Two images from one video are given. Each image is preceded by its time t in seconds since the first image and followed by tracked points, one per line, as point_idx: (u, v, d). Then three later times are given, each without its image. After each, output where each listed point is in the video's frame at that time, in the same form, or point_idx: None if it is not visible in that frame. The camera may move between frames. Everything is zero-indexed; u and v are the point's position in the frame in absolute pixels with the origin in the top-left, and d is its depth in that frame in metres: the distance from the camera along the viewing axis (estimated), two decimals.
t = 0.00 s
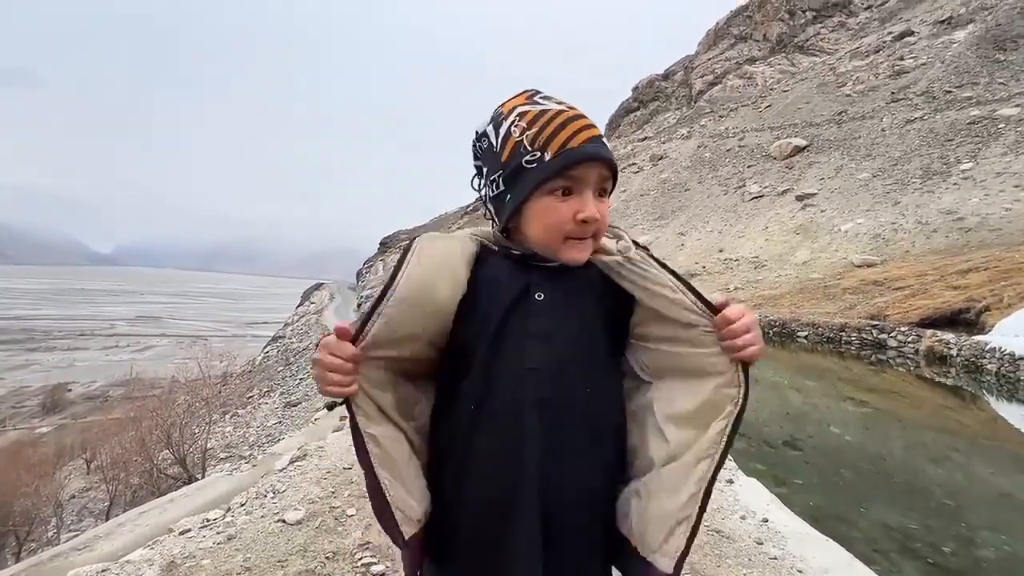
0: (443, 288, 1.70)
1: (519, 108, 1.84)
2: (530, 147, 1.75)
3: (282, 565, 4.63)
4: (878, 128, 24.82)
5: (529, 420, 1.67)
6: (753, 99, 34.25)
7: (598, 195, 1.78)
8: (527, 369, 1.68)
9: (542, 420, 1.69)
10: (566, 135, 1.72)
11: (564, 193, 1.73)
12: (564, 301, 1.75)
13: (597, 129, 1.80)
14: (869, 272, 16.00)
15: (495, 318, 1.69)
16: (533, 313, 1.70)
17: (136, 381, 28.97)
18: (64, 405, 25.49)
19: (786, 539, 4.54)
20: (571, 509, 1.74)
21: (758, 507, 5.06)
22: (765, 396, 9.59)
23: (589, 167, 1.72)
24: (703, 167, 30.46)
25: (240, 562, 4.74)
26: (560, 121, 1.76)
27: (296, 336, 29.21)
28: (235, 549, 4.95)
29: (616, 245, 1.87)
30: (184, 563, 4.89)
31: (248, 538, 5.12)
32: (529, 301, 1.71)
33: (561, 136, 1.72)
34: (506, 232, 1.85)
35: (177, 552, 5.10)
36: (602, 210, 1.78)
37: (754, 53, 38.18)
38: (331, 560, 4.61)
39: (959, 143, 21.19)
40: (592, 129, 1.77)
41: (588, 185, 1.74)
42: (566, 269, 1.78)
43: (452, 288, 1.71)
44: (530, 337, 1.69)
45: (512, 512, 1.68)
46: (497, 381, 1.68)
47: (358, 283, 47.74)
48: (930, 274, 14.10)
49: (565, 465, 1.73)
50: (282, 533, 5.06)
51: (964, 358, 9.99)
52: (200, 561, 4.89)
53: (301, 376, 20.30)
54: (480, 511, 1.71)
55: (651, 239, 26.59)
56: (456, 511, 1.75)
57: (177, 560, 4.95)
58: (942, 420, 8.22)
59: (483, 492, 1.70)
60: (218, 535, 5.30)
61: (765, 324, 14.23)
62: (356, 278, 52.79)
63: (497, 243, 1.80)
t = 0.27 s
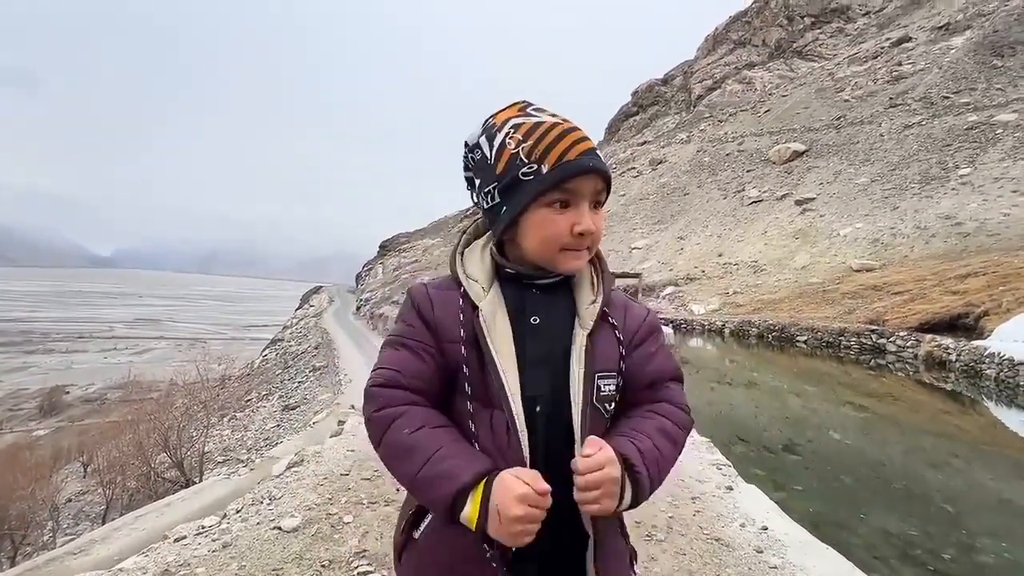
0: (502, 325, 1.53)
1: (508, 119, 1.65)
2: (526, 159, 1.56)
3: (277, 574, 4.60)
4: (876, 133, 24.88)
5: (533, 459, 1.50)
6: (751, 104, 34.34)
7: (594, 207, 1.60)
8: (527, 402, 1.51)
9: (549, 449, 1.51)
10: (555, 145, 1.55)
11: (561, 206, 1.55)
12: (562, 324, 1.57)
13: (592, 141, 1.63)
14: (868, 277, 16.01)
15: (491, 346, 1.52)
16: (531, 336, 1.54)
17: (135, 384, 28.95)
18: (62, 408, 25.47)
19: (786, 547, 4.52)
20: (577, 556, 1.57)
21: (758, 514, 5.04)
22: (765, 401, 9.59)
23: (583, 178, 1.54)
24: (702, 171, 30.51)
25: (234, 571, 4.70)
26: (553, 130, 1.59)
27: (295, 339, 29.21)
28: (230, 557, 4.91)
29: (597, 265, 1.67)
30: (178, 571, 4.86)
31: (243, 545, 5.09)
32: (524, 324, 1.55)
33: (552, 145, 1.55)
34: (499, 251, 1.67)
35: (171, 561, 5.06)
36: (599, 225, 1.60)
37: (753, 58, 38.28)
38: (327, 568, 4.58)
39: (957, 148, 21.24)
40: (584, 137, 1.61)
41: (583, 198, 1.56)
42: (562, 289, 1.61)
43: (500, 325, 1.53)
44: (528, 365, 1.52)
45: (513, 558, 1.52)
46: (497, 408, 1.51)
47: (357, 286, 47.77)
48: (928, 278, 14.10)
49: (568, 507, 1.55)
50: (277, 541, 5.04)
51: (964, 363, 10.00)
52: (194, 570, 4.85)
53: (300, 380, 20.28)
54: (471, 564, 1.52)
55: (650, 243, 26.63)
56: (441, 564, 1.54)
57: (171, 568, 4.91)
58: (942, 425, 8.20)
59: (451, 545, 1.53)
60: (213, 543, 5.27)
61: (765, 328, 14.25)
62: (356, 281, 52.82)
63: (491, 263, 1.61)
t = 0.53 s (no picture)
0: (485, 319, 1.52)
1: (496, 123, 1.69)
2: (507, 161, 1.59)
3: None
4: (874, 138, 24.94)
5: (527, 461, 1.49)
6: (750, 108, 34.42)
7: (573, 209, 1.61)
8: (520, 406, 1.49)
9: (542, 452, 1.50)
10: (541, 149, 1.58)
11: (538, 207, 1.57)
12: (550, 327, 1.56)
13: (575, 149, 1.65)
14: (866, 281, 16.04)
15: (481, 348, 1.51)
16: (521, 339, 1.53)
17: (132, 386, 28.92)
18: (59, 410, 25.42)
19: (783, 553, 4.51)
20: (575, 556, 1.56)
21: (755, 520, 5.04)
22: (763, 405, 9.60)
23: (562, 180, 1.56)
24: (701, 175, 30.56)
25: None
26: (536, 135, 1.61)
27: (293, 341, 29.18)
28: (224, 563, 4.90)
29: (584, 263, 1.67)
30: None
31: (237, 551, 5.08)
32: (515, 326, 1.54)
33: (533, 151, 1.57)
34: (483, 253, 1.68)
35: (165, 565, 5.04)
36: (579, 228, 1.61)
37: (752, 63, 38.39)
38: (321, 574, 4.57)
39: (954, 153, 21.30)
40: (565, 140, 1.63)
41: (563, 201, 1.57)
42: (549, 292, 1.60)
43: (481, 319, 1.52)
44: (519, 368, 1.51)
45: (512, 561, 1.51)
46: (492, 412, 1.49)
47: (356, 288, 47.79)
48: (926, 283, 14.12)
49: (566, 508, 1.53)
50: (271, 546, 5.03)
51: (962, 368, 10.01)
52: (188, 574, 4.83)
53: (298, 382, 20.25)
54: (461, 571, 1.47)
55: (649, 247, 26.67)
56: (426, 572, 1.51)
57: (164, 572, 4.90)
58: (940, 430, 8.21)
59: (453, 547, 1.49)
60: (206, 548, 5.26)
61: (763, 332, 14.26)
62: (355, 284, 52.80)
63: (475, 265, 1.61)
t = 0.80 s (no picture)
0: (464, 320, 1.50)
1: (488, 120, 1.73)
2: (496, 152, 1.60)
3: None
4: (871, 141, 24.99)
5: (523, 467, 1.48)
6: (748, 111, 34.47)
7: (563, 198, 1.61)
8: (516, 412, 1.48)
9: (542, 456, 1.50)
10: (529, 137, 1.60)
11: (528, 196, 1.58)
12: (546, 328, 1.55)
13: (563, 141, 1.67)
14: (863, 284, 16.05)
15: (476, 351, 1.51)
16: (516, 342, 1.51)
17: (129, 388, 28.86)
18: (56, 412, 25.37)
19: (780, 555, 4.51)
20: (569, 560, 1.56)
21: (752, 522, 5.04)
22: (761, 407, 9.61)
23: (549, 167, 1.57)
24: (699, 177, 30.59)
25: None
26: (525, 126, 1.63)
27: (291, 343, 29.14)
28: (219, 565, 4.89)
29: (579, 259, 1.68)
30: None
31: (232, 553, 5.07)
32: (509, 330, 1.52)
33: (520, 139, 1.59)
34: (474, 252, 1.69)
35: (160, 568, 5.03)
36: (570, 219, 1.61)
37: (749, 66, 38.45)
38: None
39: (951, 156, 21.34)
40: (553, 131, 1.64)
41: (552, 188, 1.58)
42: (543, 294, 1.60)
43: (458, 321, 1.50)
44: (516, 371, 1.49)
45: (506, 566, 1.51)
46: (491, 416, 1.48)
47: (354, 290, 47.74)
48: (923, 286, 14.14)
49: (561, 511, 1.53)
50: (267, 548, 5.02)
51: (959, 370, 10.01)
52: None
53: (295, 385, 20.23)
54: None
55: (647, 249, 26.67)
56: None
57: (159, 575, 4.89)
58: (937, 432, 8.22)
59: (397, 548, 1.51)
60: (201, 551, 5.26)
61: (761, 334, 14.26)
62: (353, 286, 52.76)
63: (466, 263, 1.61)
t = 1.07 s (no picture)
0: (450, 327, 1.50)
1: (483, 123, 1.73)
2: (491, 158, 1.62)
3: None
4: (868, 142, 25.07)
5: (517, 473, 1.47)
6: (745, 112, 34.54)
7: (560, 206, 1.62)
8: (512, 416, 1.48)
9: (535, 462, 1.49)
10: (524, 144, 1.60)
11: (524, 204, 1.58)
12: (541, 330, 1.54)
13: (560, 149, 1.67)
14: (860, 284, 16.09)
15: (468, 356, 1.50)
16: (510, 346, 1.50)
17: (126, 389, 28.79)
18: (52, 413, 25.29)
19: (778, 556, 4.52)
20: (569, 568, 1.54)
21: (750, 523, 5.05)
22: (758, 407, 9.63)
23: (543, 176, 1.58)
24: (697, 178, 30.64)
25: None
26: (520, 133, 1.64)
27: (288, 344, 29.12)
28: (215, 568, 4.89)
29: (577, 261, 1.69)
30: None
31: (228, 556, 5.07)
32: (504, 334, 1.52)
33: (514, 146, 1.60)
34: (472, 257, 1.70)
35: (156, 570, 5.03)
36: (567, 225, 1.62)
37: (747, 67, 38.54)
38: None
39: (947, 157, 21.41)
40: (551, 138, 1.65)
41: (548, 197, 1.59)
42: (540, 297, 1.59)
43: (444, 326, 1.50)
44: (510, 375, 1.49)
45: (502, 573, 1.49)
46: (485, 420, 1.48)
47: (351, 291, 47.72)
48: (919, 286, 14.18)
49: (558, 519, 1.52)
50: (263, 551, 5.03)
51: (955, 370, 10.04)
52: None
53: (292, 385, 20.21)
54: None
55: (644, 250, 26.70)
56: None
57: None
58: (933, 433, 8.24)
59: (388, 553, 1.53)
60: (197, 553, 5.24)
61: (759, 335, 14.29)
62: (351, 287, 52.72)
63: (461, 268, 1.61)
